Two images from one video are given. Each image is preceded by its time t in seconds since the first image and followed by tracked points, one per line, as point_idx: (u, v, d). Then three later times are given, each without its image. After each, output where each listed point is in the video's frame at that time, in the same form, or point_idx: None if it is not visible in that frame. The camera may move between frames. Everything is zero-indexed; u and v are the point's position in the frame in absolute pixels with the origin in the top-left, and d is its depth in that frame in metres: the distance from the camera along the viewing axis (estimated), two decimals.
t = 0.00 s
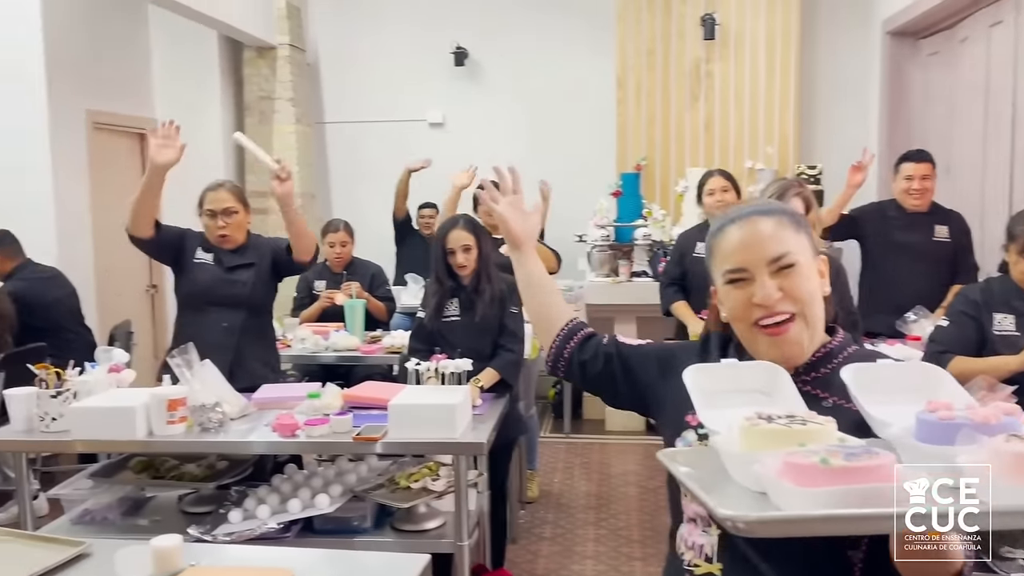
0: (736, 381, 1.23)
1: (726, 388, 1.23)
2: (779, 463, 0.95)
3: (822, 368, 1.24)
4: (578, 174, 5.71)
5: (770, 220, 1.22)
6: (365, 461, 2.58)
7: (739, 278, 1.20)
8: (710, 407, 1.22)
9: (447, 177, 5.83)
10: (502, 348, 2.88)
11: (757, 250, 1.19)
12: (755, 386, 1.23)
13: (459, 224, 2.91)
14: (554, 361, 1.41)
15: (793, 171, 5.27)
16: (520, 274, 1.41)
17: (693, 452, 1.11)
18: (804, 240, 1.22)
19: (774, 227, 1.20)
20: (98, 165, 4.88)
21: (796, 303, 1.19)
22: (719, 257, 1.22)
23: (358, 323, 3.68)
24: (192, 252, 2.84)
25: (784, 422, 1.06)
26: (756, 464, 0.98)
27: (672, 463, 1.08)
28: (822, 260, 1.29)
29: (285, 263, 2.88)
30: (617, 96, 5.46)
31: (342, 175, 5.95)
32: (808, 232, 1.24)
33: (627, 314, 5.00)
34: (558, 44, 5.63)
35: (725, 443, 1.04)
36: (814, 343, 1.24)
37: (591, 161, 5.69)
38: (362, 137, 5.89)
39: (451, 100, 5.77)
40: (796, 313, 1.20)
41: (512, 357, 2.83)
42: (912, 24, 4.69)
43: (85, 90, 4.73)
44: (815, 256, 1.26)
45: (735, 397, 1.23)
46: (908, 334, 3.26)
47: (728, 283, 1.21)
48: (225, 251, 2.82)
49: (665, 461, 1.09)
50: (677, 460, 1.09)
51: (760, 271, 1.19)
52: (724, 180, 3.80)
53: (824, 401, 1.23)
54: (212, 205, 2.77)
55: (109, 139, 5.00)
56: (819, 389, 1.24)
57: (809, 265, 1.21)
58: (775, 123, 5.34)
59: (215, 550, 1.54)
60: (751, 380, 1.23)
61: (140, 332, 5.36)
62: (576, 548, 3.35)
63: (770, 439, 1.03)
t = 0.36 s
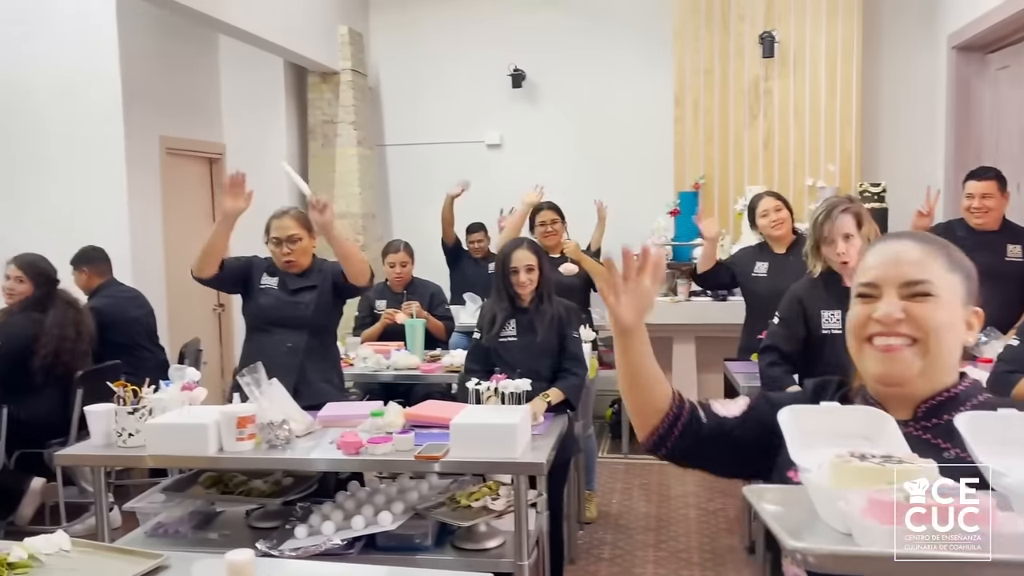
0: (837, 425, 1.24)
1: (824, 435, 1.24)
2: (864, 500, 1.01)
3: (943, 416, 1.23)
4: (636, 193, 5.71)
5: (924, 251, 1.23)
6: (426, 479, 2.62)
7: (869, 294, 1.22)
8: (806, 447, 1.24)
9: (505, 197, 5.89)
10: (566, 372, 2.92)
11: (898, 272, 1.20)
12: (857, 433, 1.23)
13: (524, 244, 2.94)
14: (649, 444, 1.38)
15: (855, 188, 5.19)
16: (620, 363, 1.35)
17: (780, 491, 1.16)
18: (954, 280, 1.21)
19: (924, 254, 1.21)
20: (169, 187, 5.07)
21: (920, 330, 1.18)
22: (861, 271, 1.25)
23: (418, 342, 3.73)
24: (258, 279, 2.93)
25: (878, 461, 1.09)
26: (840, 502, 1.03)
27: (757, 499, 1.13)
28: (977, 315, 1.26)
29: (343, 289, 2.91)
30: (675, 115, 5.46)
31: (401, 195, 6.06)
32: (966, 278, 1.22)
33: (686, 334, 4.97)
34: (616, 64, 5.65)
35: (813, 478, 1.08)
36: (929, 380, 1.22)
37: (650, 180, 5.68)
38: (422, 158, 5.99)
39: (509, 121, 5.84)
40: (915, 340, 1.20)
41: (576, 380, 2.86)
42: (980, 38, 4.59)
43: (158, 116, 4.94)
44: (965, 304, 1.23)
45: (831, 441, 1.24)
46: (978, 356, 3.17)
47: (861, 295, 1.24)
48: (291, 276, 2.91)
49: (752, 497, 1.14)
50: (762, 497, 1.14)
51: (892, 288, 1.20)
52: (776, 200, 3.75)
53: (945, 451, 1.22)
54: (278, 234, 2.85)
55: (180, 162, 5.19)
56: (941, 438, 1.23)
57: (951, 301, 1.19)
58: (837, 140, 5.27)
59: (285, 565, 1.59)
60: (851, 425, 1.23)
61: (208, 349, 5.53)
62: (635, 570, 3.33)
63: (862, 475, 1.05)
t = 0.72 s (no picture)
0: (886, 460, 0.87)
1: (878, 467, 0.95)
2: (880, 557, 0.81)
3: None
4: (638, 212, 5.72)
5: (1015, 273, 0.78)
6: (427, 500, 2.60)
7: (934, 336, 0.79)
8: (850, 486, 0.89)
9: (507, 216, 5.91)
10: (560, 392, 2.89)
11: (970, 302, 0.77)
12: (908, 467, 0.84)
13: (515, 267, 2.93)
14: None
15: (856, 208, 5.21)
16: None
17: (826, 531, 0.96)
18: None
19: (1010, 283, 0.77)
20: (172, 207, 5.09)
21: (1004, 384, 0.75)
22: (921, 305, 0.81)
23: (419, 361, 3.72)
24: (249, 319, 2.88)
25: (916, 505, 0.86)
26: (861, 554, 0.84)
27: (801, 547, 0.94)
28: None
29: (348, 323, 3.01)
30: (676, 135, 5.48)
31: (404, 214, 6.08)
32: None
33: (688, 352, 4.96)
34: (618, 84, 5.68)
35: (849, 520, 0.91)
36: None
37: (651, 199, 5.70)
38: (424, 177, 6.01)
39: (511, 140, 5.86)
40: (997, 396, 0.76)
41: (572, 400, 2.83)
42: (980, 59, 4.61)
43: (162, 136, 4.96)
44: None
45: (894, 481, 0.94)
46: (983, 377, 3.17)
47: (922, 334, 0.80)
48: (283, 306, 2.88)
49: (786, 541, 0.96)
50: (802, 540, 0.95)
51: (964, 328, 0.77)
52: (772, 223, 3.77)
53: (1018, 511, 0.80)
54: (275, 261, 2.75)
55: (183, 182, 5.21)
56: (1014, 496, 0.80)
57: None
58: (838, 160, 5.29)
59: None
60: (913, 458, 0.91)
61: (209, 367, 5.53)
62: None
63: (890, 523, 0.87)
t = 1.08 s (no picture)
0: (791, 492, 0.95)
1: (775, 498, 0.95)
2: None
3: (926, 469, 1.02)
4: (564, 227, 5.76)
5: (941, 290, 1.00)
6: (347, 522, 2.56)
7: (860, 336, 1.01)
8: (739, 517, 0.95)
9: (435, 230, 5.88)
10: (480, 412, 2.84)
11: (894, 314, 0.98)
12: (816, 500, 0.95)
13: (445, 284, 2.92)
14: None
15: (775, 225, 5.35)
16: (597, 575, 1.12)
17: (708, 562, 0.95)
18: (969, 331, 0.97)
19: (932, 297, 0.98)
20: (83, 217, 4.89)
21: (910, 380, 0.95)
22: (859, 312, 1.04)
23: (342, 378, 3.65)
24: (171, 338, 2.77)
25: (798, 551, 0.87)
26: None
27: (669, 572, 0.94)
28: (994, 376, 0.99)
29: (275, 351, 2.93)
30: (602, 151, 5.55)
31: (329, 227, 5.98)
32: (988, 333, 0.98)
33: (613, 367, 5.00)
34: (545, 100, 5.72)
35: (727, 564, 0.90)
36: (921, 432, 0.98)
37: (577, 215, 5.75)
38: (350, 190, 5.94)
39: (438, 154, 5.84)
40: (904, 394, 0.96)
41: (490, 419, 2.80)
42: (889, 83, 4.81)
43: (73, 144, 4.77)
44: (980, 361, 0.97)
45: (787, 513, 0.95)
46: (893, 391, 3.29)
47: (854, 337, 1.03)
48: (209, 329, 2.78)
49: None
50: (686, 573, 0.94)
51: (885, 328, 0.98)
52: (709, 240, 3.80)
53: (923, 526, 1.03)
54: (207, 286, 2.67)
55: (95, 191, 5.02)
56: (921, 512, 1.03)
57: (958, 353, 0.96)
58: (757, 178, 5.43)
59: None
60: (802, 488, 0.96)
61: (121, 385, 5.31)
62: None
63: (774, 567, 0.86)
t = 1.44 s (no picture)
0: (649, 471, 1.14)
1: (637, 480, 1.15)
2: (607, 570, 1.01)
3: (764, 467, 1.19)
4: (477, 231, 5.75)
5: (781, 303, 1.17)
6: (247, 534, 2.47)
7: (711, 339, 1.17)
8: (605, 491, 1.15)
9: (346, 233, 5.79)
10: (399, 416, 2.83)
11: (739, 320, 1.15)
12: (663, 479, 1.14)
13: (356, 293, 2.83)
14: (517, 542, 1.26)
15: (682, 231, 5.47)
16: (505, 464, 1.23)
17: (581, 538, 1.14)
18: (798, 338, 1.16)
19: (771, 307, 1.16)
20: None
21: (751, 382, 1.13)
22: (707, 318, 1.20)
23: (245, 386, 3.53)
24: (62, 338, 2.65)
25: (649, 529, 1.06)
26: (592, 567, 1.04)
27: (548, 543, 1.13)
28: (813, 379, 1.20)
29: (173, 364, 2.79)
30: (515, 156, 5.57)
31: (235, 229, 5.80)
32: (813, 343, 1.18)
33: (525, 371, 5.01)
34: (459, 103, 5.70)
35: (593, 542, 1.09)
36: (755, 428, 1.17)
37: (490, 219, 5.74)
38: (257, 191, 5.78)
39: (349, 155, 5.75)
40: (745, 392, 1.14)
41: (412, 426, 2.79)
42: (790, 95, 4.98)
43: None
44: (805, 364, 1.17)
45: (645, 494, 1.14)
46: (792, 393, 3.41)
47: (704, 339, 1.18)
48: (104, 335, 2.65)
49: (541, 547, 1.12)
50: (561, 549, 1.13)
51: (733, 335, 1.15)
52: (621, 247, 3.86)
53: (755, 509, 1.20)
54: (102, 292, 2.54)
55: None
56: (752, 496, 1.21)
57: (789, 358, 1.15)
58: (666, 184, 5.55)
59: None
60: (661, 466, 1.14)
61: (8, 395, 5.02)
62: None
63: (627, 545, 1.05)
